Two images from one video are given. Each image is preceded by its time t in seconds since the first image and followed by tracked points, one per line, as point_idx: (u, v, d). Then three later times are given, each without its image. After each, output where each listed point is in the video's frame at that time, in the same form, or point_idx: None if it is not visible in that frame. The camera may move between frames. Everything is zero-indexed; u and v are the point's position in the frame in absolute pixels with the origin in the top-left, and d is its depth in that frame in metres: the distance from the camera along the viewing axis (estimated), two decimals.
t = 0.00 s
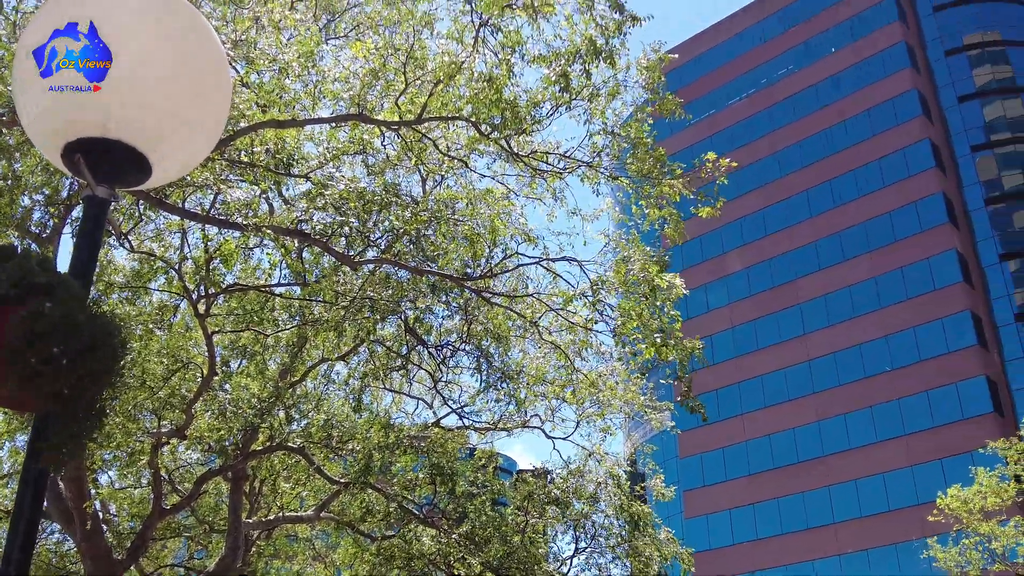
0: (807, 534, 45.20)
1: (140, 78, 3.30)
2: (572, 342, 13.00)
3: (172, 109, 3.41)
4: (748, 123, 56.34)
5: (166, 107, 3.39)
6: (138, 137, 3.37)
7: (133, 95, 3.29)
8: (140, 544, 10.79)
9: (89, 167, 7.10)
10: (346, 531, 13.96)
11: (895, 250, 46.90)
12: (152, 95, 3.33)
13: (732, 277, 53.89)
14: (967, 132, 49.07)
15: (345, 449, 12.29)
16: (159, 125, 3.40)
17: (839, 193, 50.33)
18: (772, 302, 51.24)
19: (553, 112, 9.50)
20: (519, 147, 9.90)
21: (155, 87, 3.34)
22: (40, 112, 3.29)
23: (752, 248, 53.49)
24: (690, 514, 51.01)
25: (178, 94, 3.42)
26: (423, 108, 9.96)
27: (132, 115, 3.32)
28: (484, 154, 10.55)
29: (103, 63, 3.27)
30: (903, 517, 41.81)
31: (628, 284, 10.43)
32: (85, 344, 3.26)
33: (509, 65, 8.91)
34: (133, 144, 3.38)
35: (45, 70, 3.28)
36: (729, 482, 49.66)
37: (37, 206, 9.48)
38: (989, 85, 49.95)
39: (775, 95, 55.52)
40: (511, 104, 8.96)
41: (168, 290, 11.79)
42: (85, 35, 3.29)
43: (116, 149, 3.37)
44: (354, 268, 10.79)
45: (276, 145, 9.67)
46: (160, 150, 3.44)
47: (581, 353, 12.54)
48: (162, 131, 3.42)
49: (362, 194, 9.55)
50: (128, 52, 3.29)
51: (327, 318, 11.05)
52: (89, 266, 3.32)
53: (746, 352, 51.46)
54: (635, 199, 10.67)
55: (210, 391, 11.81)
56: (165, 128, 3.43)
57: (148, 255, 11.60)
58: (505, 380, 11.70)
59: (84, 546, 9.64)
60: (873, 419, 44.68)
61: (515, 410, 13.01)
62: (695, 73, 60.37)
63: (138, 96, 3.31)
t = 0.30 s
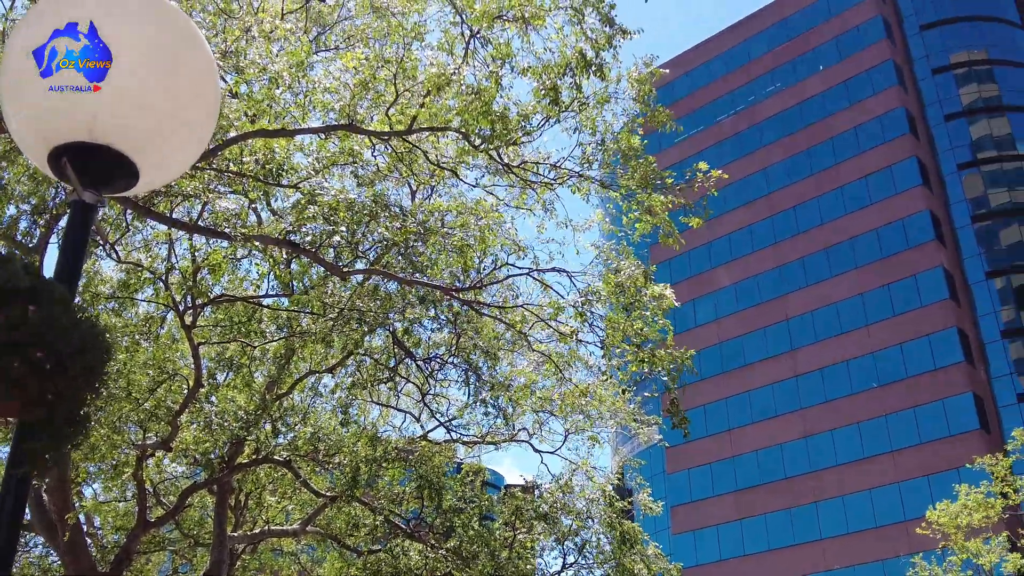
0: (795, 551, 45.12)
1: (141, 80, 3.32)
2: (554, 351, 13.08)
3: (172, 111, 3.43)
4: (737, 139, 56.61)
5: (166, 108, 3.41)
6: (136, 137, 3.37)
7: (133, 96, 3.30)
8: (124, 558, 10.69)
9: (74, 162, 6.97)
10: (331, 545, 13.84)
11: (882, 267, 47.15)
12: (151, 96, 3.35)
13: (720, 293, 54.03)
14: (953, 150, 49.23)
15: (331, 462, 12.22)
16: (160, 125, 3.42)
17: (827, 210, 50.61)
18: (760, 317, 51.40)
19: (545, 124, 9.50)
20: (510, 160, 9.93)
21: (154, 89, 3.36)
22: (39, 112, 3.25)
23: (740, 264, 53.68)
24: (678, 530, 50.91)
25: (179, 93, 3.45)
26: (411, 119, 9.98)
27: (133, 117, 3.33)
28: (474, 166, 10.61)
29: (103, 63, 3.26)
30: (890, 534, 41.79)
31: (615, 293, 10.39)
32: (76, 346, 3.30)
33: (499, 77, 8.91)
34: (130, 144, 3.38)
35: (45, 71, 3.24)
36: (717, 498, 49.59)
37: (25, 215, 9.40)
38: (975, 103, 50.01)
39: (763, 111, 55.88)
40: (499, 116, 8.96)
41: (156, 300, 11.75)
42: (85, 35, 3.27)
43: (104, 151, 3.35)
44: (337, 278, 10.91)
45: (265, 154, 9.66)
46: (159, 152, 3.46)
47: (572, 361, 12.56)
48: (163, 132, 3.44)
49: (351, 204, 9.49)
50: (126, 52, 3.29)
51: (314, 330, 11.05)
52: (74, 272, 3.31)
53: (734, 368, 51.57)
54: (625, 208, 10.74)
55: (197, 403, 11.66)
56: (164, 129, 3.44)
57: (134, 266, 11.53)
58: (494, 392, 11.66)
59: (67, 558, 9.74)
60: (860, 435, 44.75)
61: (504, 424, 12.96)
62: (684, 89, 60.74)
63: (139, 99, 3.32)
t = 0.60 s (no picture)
0: (787, 555, 45.11)
1: (142, 81, 3.47)
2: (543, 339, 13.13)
3: (172, 111, 3.65)
4: (731, 144, 56.74)
5: (165, 107, 3.61)
6: (135, 136, 3.55)
7: (132, 96, 3.46)
8: (113, 558, 10.62)
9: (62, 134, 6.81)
10: (322, 546, 13.80)
11: (875, 271, 47.24)
12: (150, 95, 3.51)
13: (713, 297, 54.10)
14: (946, 155, 49.39)
15: (323, 463, 12.11)
16: (160, 126, 3.64)
17: (820, 214, 50.72)
18: (753, 321, 51.47)
19: (539, 118, 9.46)
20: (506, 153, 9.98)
21: (153, 89, 3.52)
22: (41, 110, 3.37)
23: (734, 268, 53.76)
24: (670, 534, 50.91)
25: (178, 94, 3.65)
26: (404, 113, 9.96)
27: (134, 119, 3.51)
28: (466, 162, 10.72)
29: (103, 63, 3.40)
30: (882, 538, 41.80)
31: (609, 285, 10.39)
32: (64, 332, 3.39)
33: (491, 70, 8.91)
34: (129, 141, 3.56)
35: (45, 71, 3.35)
36: (709, 502, 49.61)
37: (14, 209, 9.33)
38: (969, 109, 50.07)
39: (757, 116, 56.06)
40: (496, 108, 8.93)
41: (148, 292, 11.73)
42: (85, 34, 3.38)
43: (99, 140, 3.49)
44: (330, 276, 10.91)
45: (258, 147, 9.71)
46: (151, 140, 3.60)
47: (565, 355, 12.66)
48: (163, 132, 3.67)
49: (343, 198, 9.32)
50: (125, 52, 3.42)
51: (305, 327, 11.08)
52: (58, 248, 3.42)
53: (728, 372, 51.63)
54: (619, 204, 10.75)
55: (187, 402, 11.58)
56: (157, 122, 3.61)
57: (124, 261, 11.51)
58: (485, 391, 11.67)
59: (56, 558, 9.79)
60: (853, 439, 44.81)
61: (497, 425, 12.95)
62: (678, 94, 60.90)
63: (140, 97, 3.48)
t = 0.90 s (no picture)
0: (785, 551, 45.10)
1: (141, 76, 3.90)
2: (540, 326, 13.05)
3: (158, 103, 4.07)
4: (729, 140, 56.64)
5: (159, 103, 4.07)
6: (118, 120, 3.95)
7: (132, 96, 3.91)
8: (106, 549, 10.66)
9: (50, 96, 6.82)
10: (319, 538, 13.76)
11: (874, 267, 47.17)
12: (149, 94, 3.96)
13: (711, 293, 54.03)
14: (945, 151, 49.33)
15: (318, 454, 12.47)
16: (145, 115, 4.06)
17: (819, 210, 50.63)
18: (752, 317, 51.40)
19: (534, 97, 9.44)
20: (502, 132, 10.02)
21: (153, 88, 3.97)
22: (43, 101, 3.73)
23: (732, 264, 53.68)
24: (668, 530, 50.90)
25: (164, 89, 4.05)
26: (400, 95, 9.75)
27: (131, 104, 3.93)
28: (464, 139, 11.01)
29: (103, 64, 3.78)
30: (880, 533, 41.79)
31: (608, 266, 10.71)
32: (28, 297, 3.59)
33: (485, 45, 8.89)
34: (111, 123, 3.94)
35: (45, 69, 3.70)
36: (708, 498, 49.59)
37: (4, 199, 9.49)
38: (967, 104, 49.97)
39: (755, 111, 55.99)
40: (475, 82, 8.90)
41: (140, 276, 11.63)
42: (85, 35, 3.72)
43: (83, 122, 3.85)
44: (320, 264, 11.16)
45: (249, 128, 9.85)
46: (143, 118, 3.99)
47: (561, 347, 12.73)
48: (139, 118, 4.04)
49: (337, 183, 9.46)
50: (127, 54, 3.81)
51: (299, 319, 11.12)
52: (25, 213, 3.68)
53: (726, 368, 51.58)
54: (616, 188, 10.74)
55: (180, 388, 12.00)
56: (145, 101, 3.97)
57: (116, 248, 11.36)
58: (481, 384, 11.75)
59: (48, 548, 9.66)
60: (851, 435, 44.78)
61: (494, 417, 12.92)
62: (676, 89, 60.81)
63: (140, 89, 3.93)
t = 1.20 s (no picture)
0: (786, 549, 45.01)
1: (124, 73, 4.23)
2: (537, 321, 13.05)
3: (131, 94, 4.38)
4: (728, 137, 56.53)
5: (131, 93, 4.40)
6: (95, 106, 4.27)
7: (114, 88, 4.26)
8: (99, 548, 10.78)
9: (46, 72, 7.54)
10: (315, 536, 13.66)
11: (874, 264, 47.08)
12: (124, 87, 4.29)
13: (711, 290, 53.90)
14: (945, 148, 49.22)
15: (312, 450, 12.33)
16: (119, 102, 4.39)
17: (819, 207, 50.53)
18: (752, 315, 51.33)
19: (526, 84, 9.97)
20: (497, 121, 10.42)
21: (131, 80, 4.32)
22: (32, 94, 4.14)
23: (732, 262, 53.60)
24: (668, 528, 50.86)
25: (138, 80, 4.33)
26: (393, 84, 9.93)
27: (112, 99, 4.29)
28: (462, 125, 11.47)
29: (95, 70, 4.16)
30: (881, 532, 41.73)
31: (603, 255, 10.76)
32: None
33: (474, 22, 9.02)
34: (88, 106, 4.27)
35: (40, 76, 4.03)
36: (707, 496, 49.54)
37: None
38: (967, 101, 49.78)
39: (755, 109, 55.88)
40: (462, 64, 9.44)
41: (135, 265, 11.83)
42: (85, 35, 2.47)
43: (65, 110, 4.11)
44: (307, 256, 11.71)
45: (239, 117, 9.97)
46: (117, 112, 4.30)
47: (559, 343, 12.74)
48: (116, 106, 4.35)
49: (327, 171, 9.64)
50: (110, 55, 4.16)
51: (293, 310, 11.24)
52: None
53: (725, 366, 51.54)
54: (613, 176, 10.86)
55: (172, 384, 12.01)
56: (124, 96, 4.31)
57: (108, 240, 11.44)
58: (477, 378, 11.77)
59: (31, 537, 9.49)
60: (851, 433, 44.72)
61: (490, 412, 12.90)
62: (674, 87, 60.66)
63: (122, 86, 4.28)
